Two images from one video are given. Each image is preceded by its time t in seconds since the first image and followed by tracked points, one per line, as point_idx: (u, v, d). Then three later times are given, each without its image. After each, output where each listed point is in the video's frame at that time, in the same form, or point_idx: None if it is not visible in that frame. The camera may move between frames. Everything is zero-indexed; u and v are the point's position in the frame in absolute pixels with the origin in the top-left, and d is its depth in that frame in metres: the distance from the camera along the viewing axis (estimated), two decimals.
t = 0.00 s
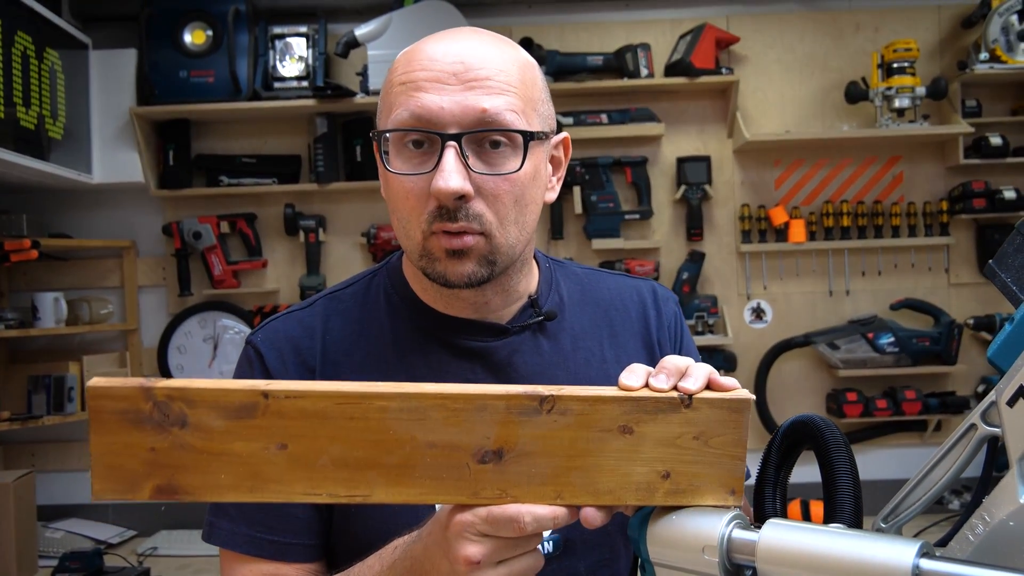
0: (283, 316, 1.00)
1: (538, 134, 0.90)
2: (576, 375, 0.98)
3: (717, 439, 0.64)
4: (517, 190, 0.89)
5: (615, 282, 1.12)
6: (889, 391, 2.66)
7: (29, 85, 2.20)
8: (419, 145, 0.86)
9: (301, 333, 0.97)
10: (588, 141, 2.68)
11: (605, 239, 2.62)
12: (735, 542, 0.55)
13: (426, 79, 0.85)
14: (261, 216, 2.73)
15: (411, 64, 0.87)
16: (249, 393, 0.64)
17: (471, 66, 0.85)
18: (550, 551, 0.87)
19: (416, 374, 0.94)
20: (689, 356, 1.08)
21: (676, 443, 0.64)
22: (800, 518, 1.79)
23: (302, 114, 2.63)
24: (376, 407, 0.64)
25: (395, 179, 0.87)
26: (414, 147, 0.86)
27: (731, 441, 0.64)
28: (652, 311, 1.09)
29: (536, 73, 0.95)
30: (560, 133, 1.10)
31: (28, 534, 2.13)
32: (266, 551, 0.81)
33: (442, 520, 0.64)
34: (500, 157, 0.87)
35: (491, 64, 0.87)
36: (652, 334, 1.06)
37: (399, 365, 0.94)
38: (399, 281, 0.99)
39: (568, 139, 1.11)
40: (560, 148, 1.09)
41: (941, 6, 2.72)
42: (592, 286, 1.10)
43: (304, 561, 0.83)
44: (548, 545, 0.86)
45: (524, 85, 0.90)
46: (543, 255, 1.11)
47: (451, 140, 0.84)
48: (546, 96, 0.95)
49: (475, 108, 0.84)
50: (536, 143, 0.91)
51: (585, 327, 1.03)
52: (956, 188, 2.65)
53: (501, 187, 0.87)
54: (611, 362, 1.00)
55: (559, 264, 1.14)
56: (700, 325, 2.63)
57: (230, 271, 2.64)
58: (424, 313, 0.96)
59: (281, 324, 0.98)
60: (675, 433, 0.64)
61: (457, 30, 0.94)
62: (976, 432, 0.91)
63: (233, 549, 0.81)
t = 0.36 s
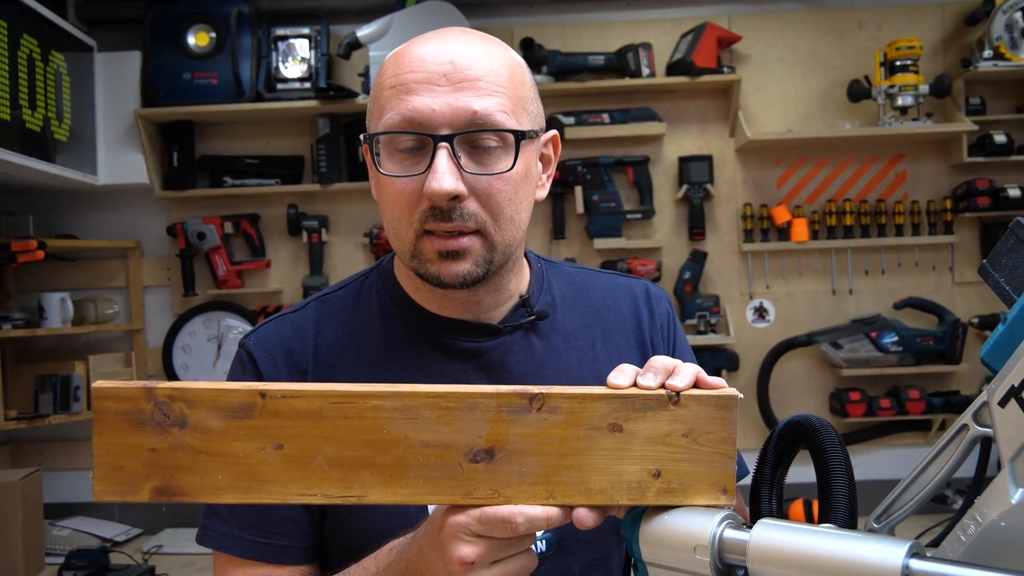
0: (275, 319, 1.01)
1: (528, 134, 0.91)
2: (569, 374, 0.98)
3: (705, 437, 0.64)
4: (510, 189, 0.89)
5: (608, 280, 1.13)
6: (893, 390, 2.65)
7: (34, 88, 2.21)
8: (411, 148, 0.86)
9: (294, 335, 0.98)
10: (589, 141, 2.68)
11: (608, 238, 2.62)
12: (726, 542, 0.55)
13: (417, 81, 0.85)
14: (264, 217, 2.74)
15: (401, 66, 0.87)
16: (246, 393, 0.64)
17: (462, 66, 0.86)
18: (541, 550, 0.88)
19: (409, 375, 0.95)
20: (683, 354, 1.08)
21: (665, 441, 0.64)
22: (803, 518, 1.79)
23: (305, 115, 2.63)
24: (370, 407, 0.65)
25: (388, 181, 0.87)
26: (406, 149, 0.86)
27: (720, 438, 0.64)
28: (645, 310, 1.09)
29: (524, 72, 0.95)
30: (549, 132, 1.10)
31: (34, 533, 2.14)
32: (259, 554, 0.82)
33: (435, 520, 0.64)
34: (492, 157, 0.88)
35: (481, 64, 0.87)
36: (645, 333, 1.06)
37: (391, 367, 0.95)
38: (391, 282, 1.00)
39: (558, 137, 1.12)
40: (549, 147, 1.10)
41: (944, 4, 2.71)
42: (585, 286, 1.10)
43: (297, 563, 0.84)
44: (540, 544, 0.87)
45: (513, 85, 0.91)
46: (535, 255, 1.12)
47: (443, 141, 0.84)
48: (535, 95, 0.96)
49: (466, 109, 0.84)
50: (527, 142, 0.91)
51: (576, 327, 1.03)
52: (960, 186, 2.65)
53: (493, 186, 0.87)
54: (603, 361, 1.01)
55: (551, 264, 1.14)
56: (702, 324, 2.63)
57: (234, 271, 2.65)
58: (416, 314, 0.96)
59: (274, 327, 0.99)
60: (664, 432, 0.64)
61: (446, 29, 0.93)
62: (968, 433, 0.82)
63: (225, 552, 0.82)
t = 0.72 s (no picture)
0: (275, 317, 1.02)
1: (527, 128, 0.92)
2: (566, 374, 0.99)
3: (700, 439, 0.65)
4: (508, 184, 0.90)
5: (608, 281, 1.13)
6: (908, 394, 2.62)
7: (54, 89, 2.25)
8: (411, 143, 0.88)
9: (294, 334, 0.99)
10: (604, 142, 2.68)
11: (621, 239, 2.62)
12: (718, 544, 0.55)
13: (418, 77, 0.86)
14: (279, 216, 2.76)
15: (402, 62, 0.88)
16: (242, 392, 0.66)
17: (462, 62, 0.87)
18: (539, 549, 0.89)
19: (406, 373, 0.96)
20: (682, 356, 1.08)
21: (659, 443, 0.64)
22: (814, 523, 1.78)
23: (320, 115, 2.66)
24: (365, 407, 0.66)
25: (388, 176, 0.88)
26: (406, 143, 0.87)
27: (715, 441, 0.65)
28: (644, 311, 1.09)
29: (523, 70, 0.97)
30: (547, 130, 1.11)
31: (51, 527, 2.18)
32: (257, 551, 0.83)
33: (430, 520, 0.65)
34: (491, 152, 0.89)
35: (481, 61, 0.88)
36: (644, 334, 1.07)
37: (390, 365, 0.96)
38: (390, 283, 1.01)
39: (556, 135, 1.12)
40: (548, 145, 1.11)
41: (964, 4, 2.67)
42: (584, 286, 1.10)
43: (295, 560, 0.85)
44: (537, 543, 0.89)
45: (512, 82, 0.92)
46: (534, 255, 1.12)
47: (443, 136, 0.85)
48: (533, 90, 0.97)
49: (466, 104, 0.85)
50: (526, 138, 0.92)
51: (574, 327, 1.03)
52: (978, 188, 2.61)
53: (492, 180, 0.88)
54: (601, 362, 1.01)
55: (551, 264, 1.15)
56: (715, 326, 2.62)
57: (249, 270, 2.69)
58: (414, 313, 0.97)
59: (274, 325, 1.01)
60: (658, 433, 0.64)
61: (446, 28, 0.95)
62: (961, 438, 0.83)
63: (223, 548, 0.83)
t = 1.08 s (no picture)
0: (282, 306, 1.04)
1: (533, 113, 0.94)
2: (566, 365, 0.99)
3: (697, 436, 0.65)
4: (512, 161, 0.91)
5: (613, 277, 1.13)
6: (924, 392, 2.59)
7: (71, 89, 2.28)
8: (419, 116, 0.89)
9: (301, 321, 1.01)
10: (617, 139, 2.67)
11: (634, 237, 2.61)
12: (714, 539, 0.56)
13: (431, 57, 0.90)
14: (294, 214, 2.79)
15: (417, 45, 0.92)
16: (241, 387, 0.67)
17: (474, 48, 0.91)
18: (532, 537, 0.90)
19: (408, 360, 0.97)
20: (687, 353, 1.07)
21: (656, 439, 0.65)
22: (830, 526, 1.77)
23: (334, 113, 2.68)
24: (362, 402, 0.66)
25: (394, 148, 0.90)
26: (415, 116, 0.89)
27: (712, 437, 0.65)
28: (648, 307, 1.09)
29: (533, 67, 1.01)
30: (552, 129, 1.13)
31: (69, 522, 2.22)
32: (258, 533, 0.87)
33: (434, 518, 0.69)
34: (497, 130, 0.90)
35: (493, 49, 0.92)
36: (647, 329, 1.06)
37: (390, 353, 0.97)
38: (395, 273, 1.02)
39: (561, 135, 1.14)
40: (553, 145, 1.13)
41: None
42: (587, 282, 1.10)
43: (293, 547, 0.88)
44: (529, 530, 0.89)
45: (521, 70, 0.95)
46: (540, 250, 1.13)
47: (450, 107, 0.87)
48: (543, 85, 1.00)
49: (476, 81, 0.88)
50: (532, 123, 0.94)
51: (576, 319, 1.04)
52: (996, 185, 2.57)
53: (496, 156, 0.89)
54: (602, 353, 1.01)
55: (557, 260, 1.15)
56: (730, 324, 2.61)
57: (264, 267, 2.71)
58: (416, 301, 0.99)
59: (283, 312, 1.03)
60: (655, 429, 0.65)
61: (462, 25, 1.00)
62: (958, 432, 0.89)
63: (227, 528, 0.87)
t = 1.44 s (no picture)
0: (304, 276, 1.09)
1: (544, 105, 1.03)
2: (565, 364, 1.00)
3: (690, 431, 0.66)
4: (522, 146, 0.99)
5: (621, 286, 1.14)
6: (926, 386, 2.59)
7: (75, 82, 2.29)
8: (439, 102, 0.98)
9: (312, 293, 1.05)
10: (620, 133, 2.67)
11: (637, 231, 2.62)
12: (705, 536, 0.57)
13: (453, 50, 1.00)
14: (298, 208, 2.80)
15: (441, 42, 1.03)
16: (240, 370, 0.68)
17: (492, 42, 1.01)
18: (512, 523, 0.93)
19: (411, 338, 1.00)
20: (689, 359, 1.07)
21: (649, 434, 0.66)
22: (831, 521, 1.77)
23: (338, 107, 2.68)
24: (359, 389, 0.67)
25: (414, 129, 0.98)
26: (435, 101, 0.98)
27: (705, 433, 0.66)
28: (651, 317, 1.10)
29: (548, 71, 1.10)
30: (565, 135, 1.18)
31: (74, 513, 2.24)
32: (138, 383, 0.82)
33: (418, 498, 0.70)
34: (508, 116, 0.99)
35: (510, 45, 1.02)
36: (649, 337, 1.07)
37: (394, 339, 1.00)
38: (410, 263, 1.06)
39: (573, 139, 1.19)
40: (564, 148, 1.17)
41: None
42: (595, 287, 1.12)
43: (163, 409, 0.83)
44: (510, 516, 0.92)
45: (535, 70, 1.05)
46: (550, 255, 1.15)
47: (467, 91, 0.97)
48: (557, 86, 1.09)
49: (492, 71, 0.98)
50: (542, 116, 1.03)
51: (580, 321, 1.05)
52: (999, 178, 2.56)
53: (507, 138, 0.97)
54: (602, 356, 1.02)
55: (566, 266, 1.17)
56: (732, 318, 2.61)
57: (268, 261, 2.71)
58: (426, 286, 1.02)
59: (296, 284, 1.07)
60: (648, 424, 0.66)
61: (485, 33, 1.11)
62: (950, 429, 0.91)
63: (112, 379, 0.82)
